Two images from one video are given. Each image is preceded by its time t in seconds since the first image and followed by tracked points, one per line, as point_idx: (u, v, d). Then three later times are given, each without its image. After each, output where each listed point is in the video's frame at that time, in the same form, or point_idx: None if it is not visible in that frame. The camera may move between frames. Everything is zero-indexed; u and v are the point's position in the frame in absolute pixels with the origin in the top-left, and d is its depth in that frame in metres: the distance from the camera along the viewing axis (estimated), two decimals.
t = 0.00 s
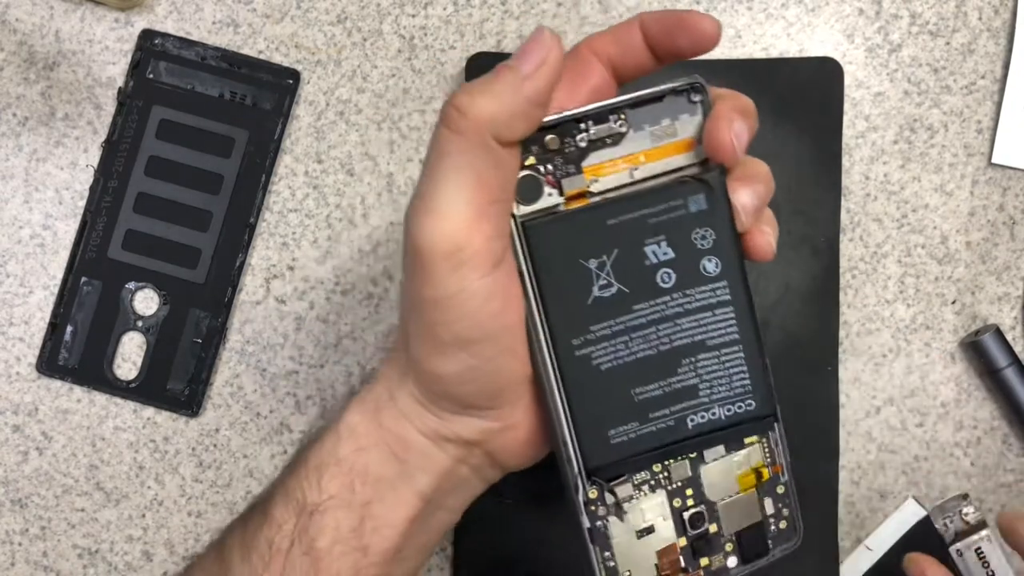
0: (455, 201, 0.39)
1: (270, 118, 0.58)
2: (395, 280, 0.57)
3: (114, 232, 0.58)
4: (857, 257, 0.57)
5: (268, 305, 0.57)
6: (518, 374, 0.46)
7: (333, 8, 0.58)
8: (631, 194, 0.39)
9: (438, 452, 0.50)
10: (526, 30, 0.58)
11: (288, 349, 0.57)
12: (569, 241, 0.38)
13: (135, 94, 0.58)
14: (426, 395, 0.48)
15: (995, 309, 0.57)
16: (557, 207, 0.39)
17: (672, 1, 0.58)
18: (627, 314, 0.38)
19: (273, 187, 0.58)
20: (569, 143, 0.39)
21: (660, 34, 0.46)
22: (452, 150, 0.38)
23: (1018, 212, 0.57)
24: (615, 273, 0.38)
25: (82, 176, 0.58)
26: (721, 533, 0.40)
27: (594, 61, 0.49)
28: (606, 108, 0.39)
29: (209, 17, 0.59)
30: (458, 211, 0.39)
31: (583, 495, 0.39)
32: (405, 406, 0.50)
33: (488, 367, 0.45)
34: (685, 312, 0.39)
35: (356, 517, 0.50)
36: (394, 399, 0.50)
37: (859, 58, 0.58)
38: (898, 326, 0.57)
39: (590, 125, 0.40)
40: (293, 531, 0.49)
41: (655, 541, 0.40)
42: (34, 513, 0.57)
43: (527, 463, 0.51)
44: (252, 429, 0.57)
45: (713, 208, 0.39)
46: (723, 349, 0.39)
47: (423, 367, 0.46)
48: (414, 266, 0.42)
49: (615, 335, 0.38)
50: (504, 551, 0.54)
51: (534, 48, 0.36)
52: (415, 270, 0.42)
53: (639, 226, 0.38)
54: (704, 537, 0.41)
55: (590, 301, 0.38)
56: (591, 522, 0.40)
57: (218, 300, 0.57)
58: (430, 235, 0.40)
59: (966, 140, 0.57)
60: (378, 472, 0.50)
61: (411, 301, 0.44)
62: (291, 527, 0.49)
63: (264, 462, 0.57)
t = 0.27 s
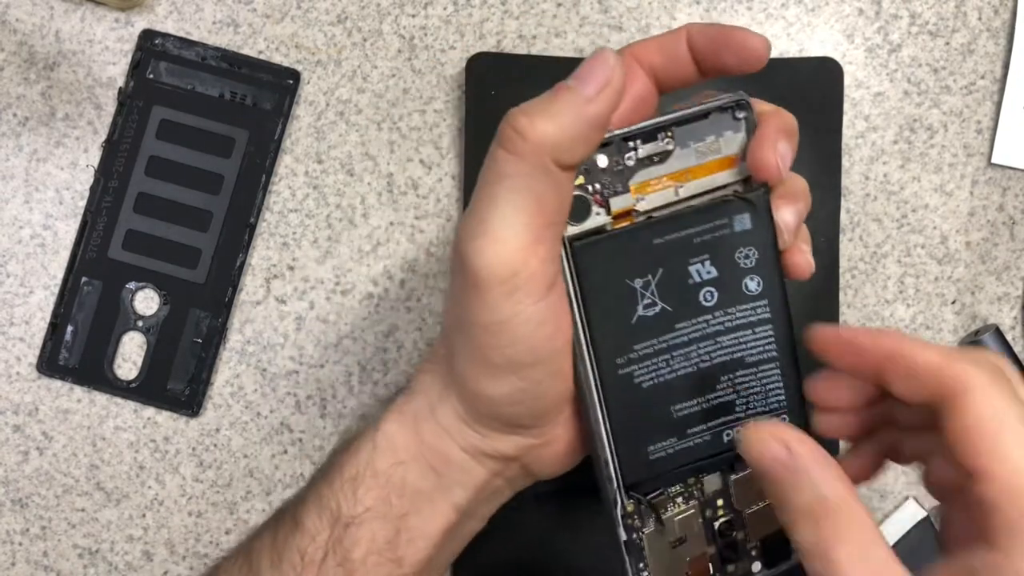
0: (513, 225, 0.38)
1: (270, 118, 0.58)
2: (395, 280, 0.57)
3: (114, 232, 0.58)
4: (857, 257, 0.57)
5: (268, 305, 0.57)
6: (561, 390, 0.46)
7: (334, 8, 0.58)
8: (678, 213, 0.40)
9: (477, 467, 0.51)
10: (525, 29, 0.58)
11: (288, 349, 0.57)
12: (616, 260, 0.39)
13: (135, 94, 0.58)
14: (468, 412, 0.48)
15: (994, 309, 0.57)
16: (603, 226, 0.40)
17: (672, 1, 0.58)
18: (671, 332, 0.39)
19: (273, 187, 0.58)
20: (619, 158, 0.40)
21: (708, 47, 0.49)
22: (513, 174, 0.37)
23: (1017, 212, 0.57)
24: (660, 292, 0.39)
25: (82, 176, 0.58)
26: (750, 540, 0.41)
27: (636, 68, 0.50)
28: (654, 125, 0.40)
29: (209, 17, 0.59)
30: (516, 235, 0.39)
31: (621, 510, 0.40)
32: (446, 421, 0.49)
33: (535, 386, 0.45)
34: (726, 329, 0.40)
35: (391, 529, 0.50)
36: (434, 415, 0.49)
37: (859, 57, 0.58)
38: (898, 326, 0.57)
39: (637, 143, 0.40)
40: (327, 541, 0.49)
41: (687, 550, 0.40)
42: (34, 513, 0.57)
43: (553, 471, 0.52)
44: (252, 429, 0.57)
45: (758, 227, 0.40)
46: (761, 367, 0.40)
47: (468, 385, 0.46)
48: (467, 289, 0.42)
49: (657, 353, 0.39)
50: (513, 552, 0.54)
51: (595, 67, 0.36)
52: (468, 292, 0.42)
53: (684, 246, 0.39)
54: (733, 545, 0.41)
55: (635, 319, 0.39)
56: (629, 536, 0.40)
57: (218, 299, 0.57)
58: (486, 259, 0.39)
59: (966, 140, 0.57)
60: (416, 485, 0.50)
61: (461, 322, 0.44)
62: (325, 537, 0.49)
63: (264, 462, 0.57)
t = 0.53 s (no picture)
0: (476, 233, 0.38)
1: (270, 118, 0.58)
2: (395, 280, 0.57)
3: (114, 232, 0.58)
4: (857, 257, 0.57)
5: (268, 305, 0.57)
6: (530, 396, 0.46)
7: (334, 8, 0.58)
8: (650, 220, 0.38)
9: (451, 469, 0.51)
10: (526, 30, 0.58)
11: (288, 349, 0.57)
12: (582, 266, 0.38)
13: (135, 94, 0.58)
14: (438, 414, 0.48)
15: (994, 309, 0.57)
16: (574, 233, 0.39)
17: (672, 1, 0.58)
18: (640, 339, 0.38)
19: (273, 187, 0.58)
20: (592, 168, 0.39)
21: (699, 61, 0.48)
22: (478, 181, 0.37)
23: (1017, 212, 0.57)
24: (629, 299, 0.38)
25: (82, 176, 0.58)
26: (727, 546, 0.41)
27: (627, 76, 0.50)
28: (629, 131, 0.39)
29: (209, 18, 0.59)
30: (482, 243, 0.38)
31: (588, 512, 0.39)
32: (422, 425, 0.50)
33: (500, 392, 0.45)
34: (699, 337, 0.38)
35: (367, 529, 0.50)
36: (405, 416, 0.50)
37: (859, 58, 0.58)
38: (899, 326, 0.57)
39: (611, 150, 0.39)
40: (304, 542, 0.49)
41: (657, 554, 0.40)
42: (34, 513, 0.57)
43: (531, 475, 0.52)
44: (252, 429, 0.57)
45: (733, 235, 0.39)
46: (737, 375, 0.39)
47: (435, 388, 0.46)
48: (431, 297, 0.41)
49: (626, 360, 0.38)
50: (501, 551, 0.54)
51: (559, 74, 0.35)
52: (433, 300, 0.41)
53: (654, 251, 0.38)
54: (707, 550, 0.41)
55: (603, 326, 0.38)
56: (596, 537, 0.40)
57: (218, 299, 0.57)
58: (451, 269, 0.39)
59: (966, 140, 0.57)
60: (388, 486, 0.50)
61: (425, 328, 0.43)
62: (302, 538, 0.49)
63: (264, 462, 0.57)
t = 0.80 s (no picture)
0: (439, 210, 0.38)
1: (270, 118, 0.58)
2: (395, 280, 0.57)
3: (114, 232, 0.58)
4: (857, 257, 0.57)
5: (268, 305, 0.57)
6: (506, 384, 0.45)
7: (334, 8, 0.58)
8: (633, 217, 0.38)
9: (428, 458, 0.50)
10: (525, 30, 0.58)
11: (288, 349, 0.57)
12: (562, 261, 0.38)
13: (135, 94, 0.58)
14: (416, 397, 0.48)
15: (994, 310, 0.57)
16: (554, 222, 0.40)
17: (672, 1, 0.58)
18: (618, 338, 0.38)
19: (273, 187, 0.58)
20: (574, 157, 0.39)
21: (701, 56, 0.45)
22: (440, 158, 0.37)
23: (1017, 212, 0.57)
24: (607, 296, 0.38)
25: (82, 176, 0.58)
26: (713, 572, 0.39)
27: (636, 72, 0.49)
28: (617, 124, 0.39)
29: (209, 17, 0.59)
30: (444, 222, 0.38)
31: (559, 511, 0.39)
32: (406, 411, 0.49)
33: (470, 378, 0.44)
34: (682, 343, 0.38)
35: (357, 507, 0.48)
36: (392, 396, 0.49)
37: (859, 58, 0.58)
38: (898, 326, 0.57)
39: (595, 141, 0.39)
40: (300, 520, 0.48)
41: (632, 567, 0.39)
42: (34, 513, 0.57)
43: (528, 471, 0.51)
44: (252, 429, 0.57)
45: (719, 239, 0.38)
46: (722, 386, 0.38)
47: (411, 370, 0.46)
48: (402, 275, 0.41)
49: (604, 359, 0.38)
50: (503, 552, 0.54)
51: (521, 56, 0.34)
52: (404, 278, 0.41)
53: (637, 252, 0.38)
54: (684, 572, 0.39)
55: (581, 322, 0.38)
56: (567, 538, 0.39)
57: (218, 299, 0.57)
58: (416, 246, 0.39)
59: (966, 140, 0.57)
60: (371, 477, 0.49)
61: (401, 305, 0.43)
62: (298, 516, 0.48)
63: (264, 462, 0.57)
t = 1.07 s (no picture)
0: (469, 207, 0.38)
1: (270, 118, 0.58)
2: (395, 280, 0.57)
3: (114, 232, 0.58)
4: (858, 257, 0.57)
5: (268, 305, 0.57)
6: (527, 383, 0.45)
7: (333, 8, 0.58)
8: (663, 221, 0.38)
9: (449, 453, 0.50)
10: (525, 30, 0.58)
11: (288, 349, 0.57)
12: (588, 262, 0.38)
13: (135, 94, 0.58)
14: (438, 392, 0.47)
15: (994, 310, 0.57)
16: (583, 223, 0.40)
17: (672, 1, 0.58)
18: (643, 345, 0.37)
19: (273, 187, 0.58)
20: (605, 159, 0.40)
21: (742, 65, 0.44)
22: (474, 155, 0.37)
23: (1017, 212, 0.57)
24: (633, 301, 0.38)
25: (82, 176, 0.58)
26: None
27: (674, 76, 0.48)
28: (652, 127, 0.39)
29: (209, 17, 0.59)
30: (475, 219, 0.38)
31: (574, 519, 0.38)
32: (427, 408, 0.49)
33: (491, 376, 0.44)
34: (707, 353, 0.37)
35: (376, 502, 0.49)
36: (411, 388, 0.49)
37: (859, 57, 0.58)
38: (898, 326, 0.57)
39: (629, 143, 0.39)
40: (319, 514, 0.48)
41: None
42: (34, 513, 0.57)
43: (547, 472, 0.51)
44: (252, 429, 0.57)
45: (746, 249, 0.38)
46: (746, 400, 0.37)
47: (434, 366, 0.46)
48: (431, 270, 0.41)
49: (626, 366, 0.38)
50: (511, 554, 0.54)
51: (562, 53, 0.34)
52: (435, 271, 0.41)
53: (665, 258, 0.38)
54: None
55: (606, 325, 0.38)
56: (579, 547, 0.39)
57: (218, 299, 0.57)
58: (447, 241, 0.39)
59: (966, 140, 0.57)
60: (388, 473, 0.49)
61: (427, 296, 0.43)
62: (317, 510, 0.49)
63: (264, 462, 0.56)
